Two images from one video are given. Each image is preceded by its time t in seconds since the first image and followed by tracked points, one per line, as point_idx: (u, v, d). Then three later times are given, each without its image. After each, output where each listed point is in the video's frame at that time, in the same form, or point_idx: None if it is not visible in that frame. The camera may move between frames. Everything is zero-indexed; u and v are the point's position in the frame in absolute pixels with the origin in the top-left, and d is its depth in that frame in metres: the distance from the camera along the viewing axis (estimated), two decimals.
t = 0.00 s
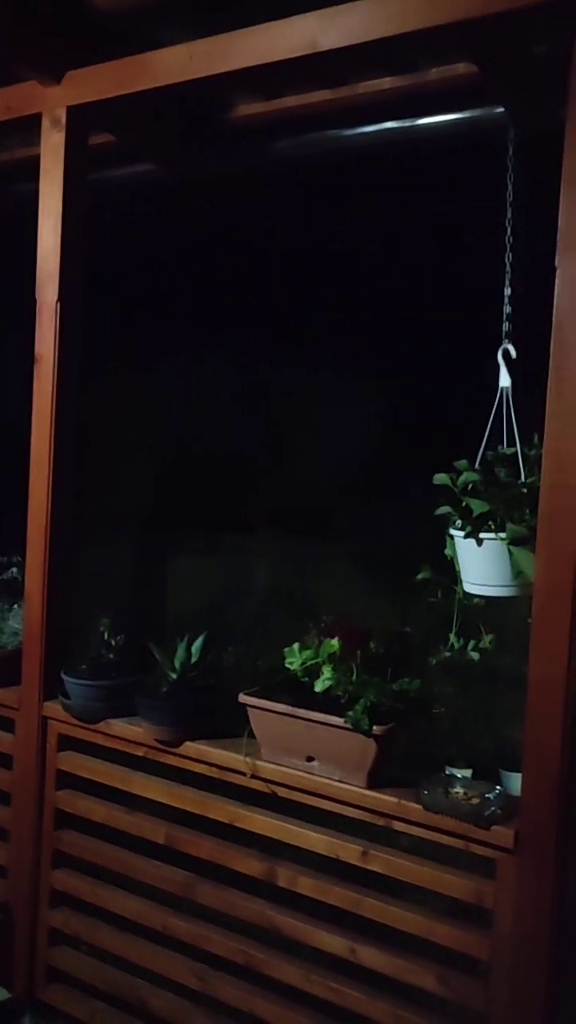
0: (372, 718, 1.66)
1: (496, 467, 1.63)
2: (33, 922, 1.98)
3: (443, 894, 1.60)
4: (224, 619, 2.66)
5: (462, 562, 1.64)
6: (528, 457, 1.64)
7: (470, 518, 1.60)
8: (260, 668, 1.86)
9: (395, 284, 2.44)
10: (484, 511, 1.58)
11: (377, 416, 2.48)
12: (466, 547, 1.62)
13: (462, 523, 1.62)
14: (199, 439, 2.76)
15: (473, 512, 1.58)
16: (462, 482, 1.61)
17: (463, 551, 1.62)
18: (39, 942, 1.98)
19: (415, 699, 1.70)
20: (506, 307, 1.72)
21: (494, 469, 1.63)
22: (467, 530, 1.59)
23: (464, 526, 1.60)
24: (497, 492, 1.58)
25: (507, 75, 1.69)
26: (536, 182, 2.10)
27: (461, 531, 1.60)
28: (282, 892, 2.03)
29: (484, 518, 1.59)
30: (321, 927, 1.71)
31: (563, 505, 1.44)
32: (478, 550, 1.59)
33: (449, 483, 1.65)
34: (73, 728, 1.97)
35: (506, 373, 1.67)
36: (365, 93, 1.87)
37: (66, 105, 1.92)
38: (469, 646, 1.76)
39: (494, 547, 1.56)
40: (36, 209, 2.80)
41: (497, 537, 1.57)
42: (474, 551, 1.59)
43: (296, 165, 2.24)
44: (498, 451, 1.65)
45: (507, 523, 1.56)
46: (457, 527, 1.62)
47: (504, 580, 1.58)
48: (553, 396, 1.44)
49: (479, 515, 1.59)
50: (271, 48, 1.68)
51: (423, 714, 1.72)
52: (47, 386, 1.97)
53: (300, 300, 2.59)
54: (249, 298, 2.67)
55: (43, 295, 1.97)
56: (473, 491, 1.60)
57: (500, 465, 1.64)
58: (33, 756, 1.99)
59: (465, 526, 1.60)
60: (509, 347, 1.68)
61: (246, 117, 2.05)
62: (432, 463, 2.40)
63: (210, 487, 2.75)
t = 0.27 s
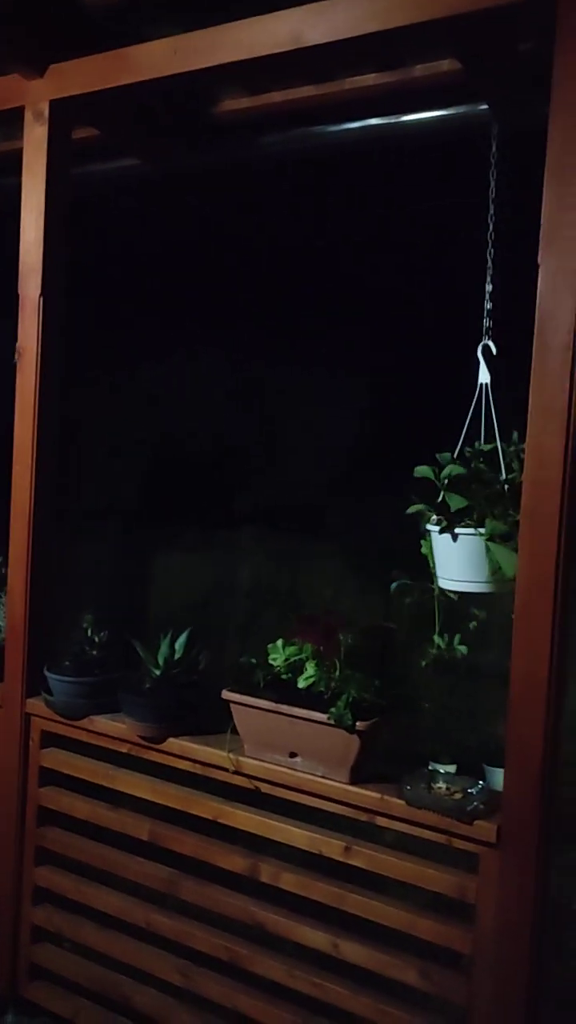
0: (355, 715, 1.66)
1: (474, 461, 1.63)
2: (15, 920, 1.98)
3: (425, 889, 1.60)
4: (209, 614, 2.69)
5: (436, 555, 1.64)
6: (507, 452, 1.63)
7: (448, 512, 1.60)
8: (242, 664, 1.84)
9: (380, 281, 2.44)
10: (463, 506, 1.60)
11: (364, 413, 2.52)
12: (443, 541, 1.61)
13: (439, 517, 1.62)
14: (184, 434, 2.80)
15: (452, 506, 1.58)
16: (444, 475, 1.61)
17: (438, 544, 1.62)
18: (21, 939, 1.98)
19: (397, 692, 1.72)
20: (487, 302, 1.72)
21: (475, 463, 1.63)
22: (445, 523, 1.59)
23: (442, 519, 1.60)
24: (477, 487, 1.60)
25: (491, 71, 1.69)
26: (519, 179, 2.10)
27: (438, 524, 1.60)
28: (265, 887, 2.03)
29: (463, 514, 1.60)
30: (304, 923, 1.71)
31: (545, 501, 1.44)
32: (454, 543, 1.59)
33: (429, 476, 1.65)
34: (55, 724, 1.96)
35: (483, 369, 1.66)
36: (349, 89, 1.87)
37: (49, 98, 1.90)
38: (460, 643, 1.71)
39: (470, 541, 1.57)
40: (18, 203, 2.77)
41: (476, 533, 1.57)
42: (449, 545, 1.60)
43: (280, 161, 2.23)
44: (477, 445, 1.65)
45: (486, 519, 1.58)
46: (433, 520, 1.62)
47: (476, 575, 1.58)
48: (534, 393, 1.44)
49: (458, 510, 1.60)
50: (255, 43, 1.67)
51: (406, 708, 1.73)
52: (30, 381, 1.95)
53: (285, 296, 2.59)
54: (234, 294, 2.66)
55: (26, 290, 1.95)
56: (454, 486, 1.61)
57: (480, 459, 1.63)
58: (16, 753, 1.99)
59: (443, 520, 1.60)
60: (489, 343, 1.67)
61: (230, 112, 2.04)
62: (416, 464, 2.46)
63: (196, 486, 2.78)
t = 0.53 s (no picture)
0: (344, 713, 1.65)
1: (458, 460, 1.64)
2: (3, 919, 1.97)
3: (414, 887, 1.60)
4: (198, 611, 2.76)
5: (419, 552, 1.64)
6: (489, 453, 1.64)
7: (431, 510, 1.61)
8: (229, 664, 1.83)
9: (369, 279, 2.44)
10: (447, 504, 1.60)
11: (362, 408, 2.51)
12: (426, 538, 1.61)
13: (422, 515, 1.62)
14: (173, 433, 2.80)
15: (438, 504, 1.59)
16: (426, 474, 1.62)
17: (420, 542, 1.62)
18: (8, 939, 1.97)
19: (385, 692, 1.72)
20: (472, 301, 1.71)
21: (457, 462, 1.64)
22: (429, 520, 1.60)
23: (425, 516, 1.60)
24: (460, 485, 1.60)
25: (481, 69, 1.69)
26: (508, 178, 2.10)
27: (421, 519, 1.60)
28: (253, 886, 2.03)
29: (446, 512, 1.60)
30: (293, 921, 1.71)
31: (533, 500, 1.45)
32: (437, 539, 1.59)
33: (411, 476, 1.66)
34: (43, 723, 1.95)
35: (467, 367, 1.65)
36: (339, 87, 1.86)
37: (37, 94, 1.89)
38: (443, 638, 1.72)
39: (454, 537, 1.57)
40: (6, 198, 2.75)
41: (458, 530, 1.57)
42: (431, 543, 1.60)
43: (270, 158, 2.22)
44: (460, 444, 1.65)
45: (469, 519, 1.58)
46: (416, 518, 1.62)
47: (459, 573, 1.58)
48: (523, 393, 1.44)
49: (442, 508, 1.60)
50: (244, 41, 1.67)
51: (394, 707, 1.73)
52: (18, 381, 1.94)
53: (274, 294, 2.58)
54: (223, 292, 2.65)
55: (14, 287, 1.94)
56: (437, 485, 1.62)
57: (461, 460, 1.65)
58: (3, 751, 1.98)
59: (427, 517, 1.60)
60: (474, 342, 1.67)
61: (220, 109, 2.03)
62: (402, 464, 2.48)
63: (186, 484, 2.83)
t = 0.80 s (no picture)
0: (337, 711, 1.66)
1: (445, 461, 1.64)
2: None
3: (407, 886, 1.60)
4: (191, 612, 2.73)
5: (407, 553, 1.65)
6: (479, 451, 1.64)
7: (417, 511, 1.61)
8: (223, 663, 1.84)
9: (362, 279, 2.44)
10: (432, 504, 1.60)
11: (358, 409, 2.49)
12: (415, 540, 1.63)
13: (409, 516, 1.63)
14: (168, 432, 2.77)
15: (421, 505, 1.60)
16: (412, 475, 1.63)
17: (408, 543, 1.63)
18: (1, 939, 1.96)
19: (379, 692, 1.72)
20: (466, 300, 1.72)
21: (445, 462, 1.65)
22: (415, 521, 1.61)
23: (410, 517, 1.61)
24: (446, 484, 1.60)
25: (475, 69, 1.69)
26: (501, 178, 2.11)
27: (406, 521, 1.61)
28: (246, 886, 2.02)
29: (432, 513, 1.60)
30: (285, 920, 1.71)
31: (527, 501, 1.45)
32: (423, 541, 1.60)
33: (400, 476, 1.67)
34: (36, 723, 1.95)
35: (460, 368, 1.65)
36: (333, 86, 1.86)
37: (30, 92, 1.89)
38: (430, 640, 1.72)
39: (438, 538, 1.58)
40: None
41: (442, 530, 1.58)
42: (417, 543, 1.62)
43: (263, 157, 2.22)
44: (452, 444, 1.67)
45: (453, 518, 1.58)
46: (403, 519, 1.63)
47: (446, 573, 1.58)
48: (517, 392, 1.44)
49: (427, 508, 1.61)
50: (237, 39, 1.67)
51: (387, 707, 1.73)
52: (11, 381, 1.94)
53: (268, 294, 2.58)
54: (216, 291, 2.65)
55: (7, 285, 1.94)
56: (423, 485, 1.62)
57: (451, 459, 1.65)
58: None
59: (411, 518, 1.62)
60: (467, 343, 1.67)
61: (213, 107, 2.02)
62: (397, 464, 2.48)
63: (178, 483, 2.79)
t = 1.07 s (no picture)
0: (332, 711, 1.66)
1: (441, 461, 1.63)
2: None
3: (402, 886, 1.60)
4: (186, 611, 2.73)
5: (403, 553, 1.65)
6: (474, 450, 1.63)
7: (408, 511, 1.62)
8: (218, 663, 1.83)
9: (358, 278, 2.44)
10: (421, 504, 1.60)
11: (352, 412, 2.56)
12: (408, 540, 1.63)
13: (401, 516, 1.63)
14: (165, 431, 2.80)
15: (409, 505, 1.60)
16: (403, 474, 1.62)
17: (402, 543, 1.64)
18: None
19: (374, 691, 1.72)
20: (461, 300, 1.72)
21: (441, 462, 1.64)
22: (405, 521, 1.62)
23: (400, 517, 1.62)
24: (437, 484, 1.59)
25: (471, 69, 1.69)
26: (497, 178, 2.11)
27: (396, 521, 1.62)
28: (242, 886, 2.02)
29: (422, 513, 1.60)
30: (281, 920, 1.71)
31: (523, 501, 1.45)
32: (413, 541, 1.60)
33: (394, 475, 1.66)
34: (31, 723, 1.95)
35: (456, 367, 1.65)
36: (329, 86, 1.86)
37: (26, 90, 1.88)
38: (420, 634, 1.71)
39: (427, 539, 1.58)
40: None
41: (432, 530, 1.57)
42: (408, 543, 1.62)
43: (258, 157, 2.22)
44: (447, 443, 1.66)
45: (443, 518, 1.57)
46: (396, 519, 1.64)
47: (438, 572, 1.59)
48: (513, 392, 1.45)
49: (417, 509, 1.61)
50: (233, 37, 1.66)
51: (383, 707, 1.73)
52: (5, 381, 1.94)
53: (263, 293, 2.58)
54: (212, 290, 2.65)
55: (3, 284, 1.93)
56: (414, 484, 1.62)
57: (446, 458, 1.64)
58: None
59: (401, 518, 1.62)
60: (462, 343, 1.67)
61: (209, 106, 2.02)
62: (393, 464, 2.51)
63: (173, 483, 2.80)
